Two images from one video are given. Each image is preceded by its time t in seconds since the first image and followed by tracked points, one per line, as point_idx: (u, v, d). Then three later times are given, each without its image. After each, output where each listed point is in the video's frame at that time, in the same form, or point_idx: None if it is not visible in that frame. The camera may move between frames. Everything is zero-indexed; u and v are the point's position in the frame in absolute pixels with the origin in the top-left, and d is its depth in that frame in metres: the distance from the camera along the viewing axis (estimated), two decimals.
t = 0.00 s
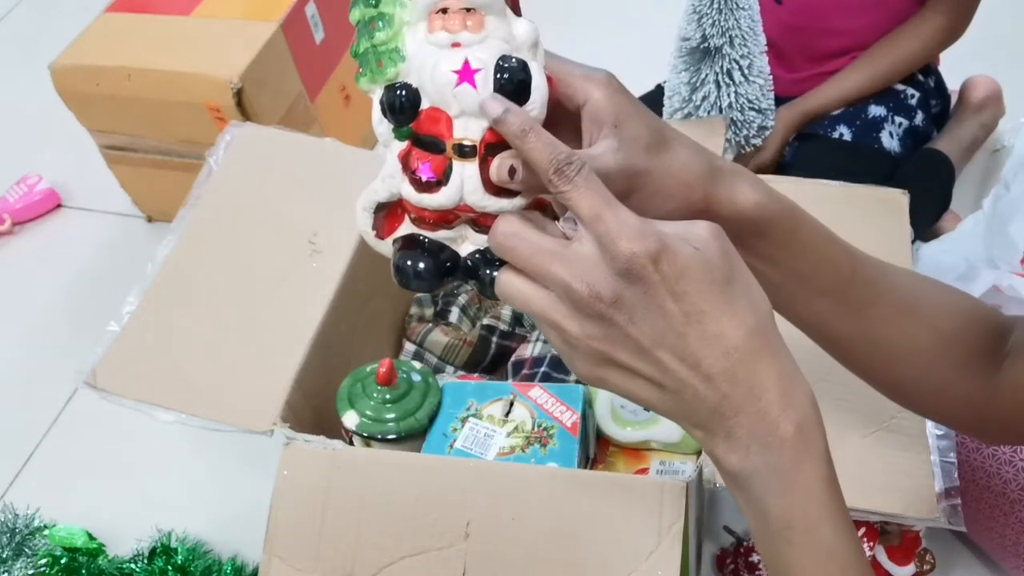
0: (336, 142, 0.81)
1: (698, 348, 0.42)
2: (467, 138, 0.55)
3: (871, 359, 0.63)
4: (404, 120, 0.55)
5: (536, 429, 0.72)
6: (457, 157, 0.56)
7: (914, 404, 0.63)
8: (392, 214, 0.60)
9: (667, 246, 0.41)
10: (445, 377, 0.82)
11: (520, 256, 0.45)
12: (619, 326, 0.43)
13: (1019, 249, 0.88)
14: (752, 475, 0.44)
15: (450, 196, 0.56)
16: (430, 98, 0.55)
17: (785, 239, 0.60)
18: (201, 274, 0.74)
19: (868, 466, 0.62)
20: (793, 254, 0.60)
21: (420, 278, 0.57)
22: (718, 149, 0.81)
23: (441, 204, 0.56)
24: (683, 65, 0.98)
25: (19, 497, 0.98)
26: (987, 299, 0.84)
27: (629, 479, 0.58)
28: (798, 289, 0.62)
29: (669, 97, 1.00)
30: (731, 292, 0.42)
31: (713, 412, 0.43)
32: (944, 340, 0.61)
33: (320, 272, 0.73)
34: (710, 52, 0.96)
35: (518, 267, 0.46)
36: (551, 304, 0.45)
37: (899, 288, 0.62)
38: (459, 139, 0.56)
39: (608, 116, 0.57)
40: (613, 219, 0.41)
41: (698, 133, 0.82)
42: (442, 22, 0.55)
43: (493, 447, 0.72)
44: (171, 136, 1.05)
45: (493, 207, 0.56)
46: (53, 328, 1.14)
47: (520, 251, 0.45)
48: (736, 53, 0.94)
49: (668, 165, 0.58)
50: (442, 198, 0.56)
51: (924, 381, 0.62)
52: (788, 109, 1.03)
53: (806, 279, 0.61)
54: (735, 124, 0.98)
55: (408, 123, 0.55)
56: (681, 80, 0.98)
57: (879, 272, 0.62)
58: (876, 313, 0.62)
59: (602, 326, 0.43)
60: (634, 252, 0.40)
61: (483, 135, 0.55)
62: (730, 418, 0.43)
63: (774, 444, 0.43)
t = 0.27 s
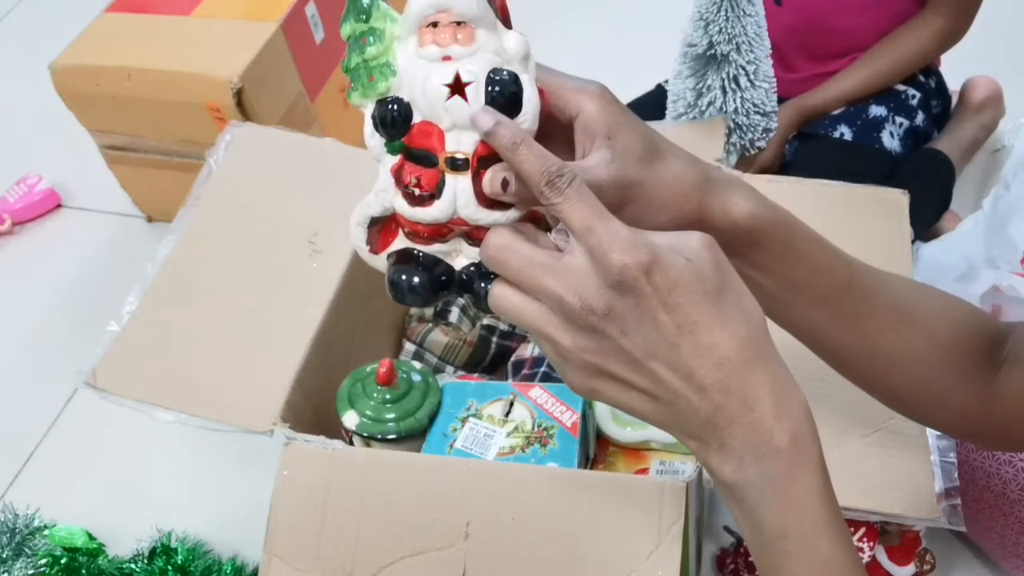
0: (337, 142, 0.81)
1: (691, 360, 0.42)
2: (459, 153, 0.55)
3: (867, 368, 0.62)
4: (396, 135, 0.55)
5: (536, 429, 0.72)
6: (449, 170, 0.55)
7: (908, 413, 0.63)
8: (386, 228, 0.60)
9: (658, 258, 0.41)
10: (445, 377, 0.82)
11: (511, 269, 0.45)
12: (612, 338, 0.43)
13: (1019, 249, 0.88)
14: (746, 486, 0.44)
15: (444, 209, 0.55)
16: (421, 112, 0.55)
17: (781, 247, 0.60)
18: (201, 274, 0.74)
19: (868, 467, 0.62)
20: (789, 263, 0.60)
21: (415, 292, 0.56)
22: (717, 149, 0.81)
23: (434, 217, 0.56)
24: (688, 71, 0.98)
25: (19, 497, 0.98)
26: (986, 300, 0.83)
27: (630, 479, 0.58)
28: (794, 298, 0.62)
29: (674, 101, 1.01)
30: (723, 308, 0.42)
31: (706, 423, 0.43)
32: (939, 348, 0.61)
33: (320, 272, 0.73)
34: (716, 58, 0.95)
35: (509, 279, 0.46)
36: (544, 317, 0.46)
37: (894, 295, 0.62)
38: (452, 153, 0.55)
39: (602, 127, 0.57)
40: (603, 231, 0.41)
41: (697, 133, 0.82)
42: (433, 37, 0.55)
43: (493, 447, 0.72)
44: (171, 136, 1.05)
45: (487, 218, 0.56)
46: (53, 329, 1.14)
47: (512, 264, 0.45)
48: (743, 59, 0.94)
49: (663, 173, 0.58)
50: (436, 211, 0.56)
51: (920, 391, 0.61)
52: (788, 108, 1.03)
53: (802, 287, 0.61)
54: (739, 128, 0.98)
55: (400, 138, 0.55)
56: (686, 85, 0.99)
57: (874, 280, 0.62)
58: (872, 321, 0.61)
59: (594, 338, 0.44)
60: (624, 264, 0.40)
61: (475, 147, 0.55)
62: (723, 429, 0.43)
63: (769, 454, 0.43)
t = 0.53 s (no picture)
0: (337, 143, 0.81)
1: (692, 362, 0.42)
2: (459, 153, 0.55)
3: (866, 368, 0.62)
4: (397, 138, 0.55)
5: (536, 429, 0.72)
6: (449, 171, 0.55)
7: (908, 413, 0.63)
8: (385, 230, 0.60)
9: (658, 260, 0.41)
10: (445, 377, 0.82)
11: (511, 269, 0.45)
12: (612, 340, 0.43)
13: (1019, 249, 0.88)
14: (746, 488, 0.44)
15: (444, 209, 0.55)
16: (421, 114, 0.55)
17: (781, 245, 0.60)
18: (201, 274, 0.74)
19: (869, 468, 0.62)
20: (788, 262, 0.60)
21: (415, 293, 0.56)
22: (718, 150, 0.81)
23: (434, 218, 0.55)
24: (686, 76, 0.99)
25: (19, 497, 0.98)
26: (986, 300, 0.83)
27: (630, 478, 0.58)
28: (794, 296, 0.62)
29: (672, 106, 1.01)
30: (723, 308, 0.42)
31: (707, 425, 0.43)
32: (939, 347, 0.61)
33: (320, 271, 0.73)
34: (713, 62, 0.96)
35: (509, 281, 0.46)
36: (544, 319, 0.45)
37: (894, 294, 0.62)
38: (452, 154, 0.55)
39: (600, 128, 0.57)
40: (604, 233, 0.40)
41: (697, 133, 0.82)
42: (431, 38, 0.55)
43: (493, 447, 0.72)
44: (171, 136, 1.05)
45: (487, 219, 0.56)
46: (54, 329, 1.14)
47: (512, 265, 0.45)
48: (739, 62, 0.95)
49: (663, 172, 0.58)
50: (436, 212, 0.55)
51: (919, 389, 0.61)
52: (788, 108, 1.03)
53: (801, 287, 0.61)
54: (738, 130, 0.98)
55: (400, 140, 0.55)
56: (684, 89, 0.99)
57: (874, 279, 0.62)
58: (871, 320, 0.61)
59: (595, 340, 0.44)
60: (624, 266, 0.40)
61: (475, 148, 0.55)
62: (724, 431, 0.43)
63: (770, 455, 0.43)
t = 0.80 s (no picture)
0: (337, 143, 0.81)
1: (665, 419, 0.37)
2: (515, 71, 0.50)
3: (860, 345, 0.60)
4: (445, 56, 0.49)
5: (536, 429, 0.72)
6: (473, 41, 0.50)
7: (911, 399, 0.60)
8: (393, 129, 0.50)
9: (610, 360, 0.36)
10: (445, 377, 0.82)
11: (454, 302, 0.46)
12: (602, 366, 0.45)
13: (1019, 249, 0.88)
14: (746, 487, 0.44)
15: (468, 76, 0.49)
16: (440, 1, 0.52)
17: (761, 208, 0.61)
18: (201, 274, 0.74)
19: (869, 467, 0.62)
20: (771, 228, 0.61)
21: (433, 177, 0.47)
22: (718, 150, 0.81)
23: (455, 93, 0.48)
24: (686, 76, 0.99)
25: (19, 497, 0.98)
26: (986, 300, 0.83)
27: (631, 478, 0.58)
28: (785, 277, 0.62)
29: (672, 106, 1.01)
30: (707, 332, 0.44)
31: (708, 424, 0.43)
32: (935, 324, 0.59)
33: (320, 272, 0.73)
34: (713, 62, 0.97)
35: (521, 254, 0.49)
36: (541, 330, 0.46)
37: (887, 270, 0.61)
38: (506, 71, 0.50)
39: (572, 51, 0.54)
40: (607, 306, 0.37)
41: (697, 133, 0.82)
42: None
43: (493, 447, 0.72)
44: (171, 136, 1.05)
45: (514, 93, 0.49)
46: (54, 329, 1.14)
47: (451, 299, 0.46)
48: (740, 63, 0.95)
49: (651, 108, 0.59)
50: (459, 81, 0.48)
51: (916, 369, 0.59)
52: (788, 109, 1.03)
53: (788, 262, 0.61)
54: (738, 131, 0.98)
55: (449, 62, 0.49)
56: (685, 89, 0.99)
57: (865, 256, 0.62)
58: (864, 294, 0.60)
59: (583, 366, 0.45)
60: (577, 377, 0.36)
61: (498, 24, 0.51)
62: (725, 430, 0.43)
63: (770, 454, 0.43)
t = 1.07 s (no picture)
0: (337, 143, 0.81)
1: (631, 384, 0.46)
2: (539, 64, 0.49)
3: (870, 343, 0.60)
4: (473, 56, 0.47)
5: (536, 429, 0.72)
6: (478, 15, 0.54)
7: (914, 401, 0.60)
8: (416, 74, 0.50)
9: (590, 344, 0.44)
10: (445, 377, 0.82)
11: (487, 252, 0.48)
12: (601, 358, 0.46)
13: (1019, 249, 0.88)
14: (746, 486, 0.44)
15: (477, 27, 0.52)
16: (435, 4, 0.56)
17: (753, 202, 0.64)
18: (201, 274, 0.74)
19: (870, 467, 0.62)
20: (767, 222, 0.63)
21: (470, 61, 0.47)
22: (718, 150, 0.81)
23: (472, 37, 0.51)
24: (685, 77, 0.99)
25: (19, 497, 0.98)
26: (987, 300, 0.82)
27: (630, 479, 0.58)
28: (791, 273, 0.62)
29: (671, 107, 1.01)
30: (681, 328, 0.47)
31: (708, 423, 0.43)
32: (941, 324, 0.59)
33: (320, 272, 0.73)
34: (713, 63, 0.96)
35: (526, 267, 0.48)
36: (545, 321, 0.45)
37: (887, 272, 0.62)
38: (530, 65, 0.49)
39: (564, 40, 0.58)
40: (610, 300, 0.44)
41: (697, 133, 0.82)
42: (457, 18, 0.53)
43: (493, 447, 0.72)
44: (171, 136, 1.05)
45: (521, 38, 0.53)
46: (54, 329, 1.14)
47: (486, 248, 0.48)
48: (740, 64, 0.95)
49: (639, 97, 0.61)
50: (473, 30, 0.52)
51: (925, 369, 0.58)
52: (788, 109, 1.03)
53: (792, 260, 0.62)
54: (737, 132, 0.99)
55: (479, 62, 0.47)
56: (684, 90, 0.99)
57: (862, 258, 0.63)
58: (869, 292, 0.61)
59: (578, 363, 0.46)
60: (556, 362, 0.44)
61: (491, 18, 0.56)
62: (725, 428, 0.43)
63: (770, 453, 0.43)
